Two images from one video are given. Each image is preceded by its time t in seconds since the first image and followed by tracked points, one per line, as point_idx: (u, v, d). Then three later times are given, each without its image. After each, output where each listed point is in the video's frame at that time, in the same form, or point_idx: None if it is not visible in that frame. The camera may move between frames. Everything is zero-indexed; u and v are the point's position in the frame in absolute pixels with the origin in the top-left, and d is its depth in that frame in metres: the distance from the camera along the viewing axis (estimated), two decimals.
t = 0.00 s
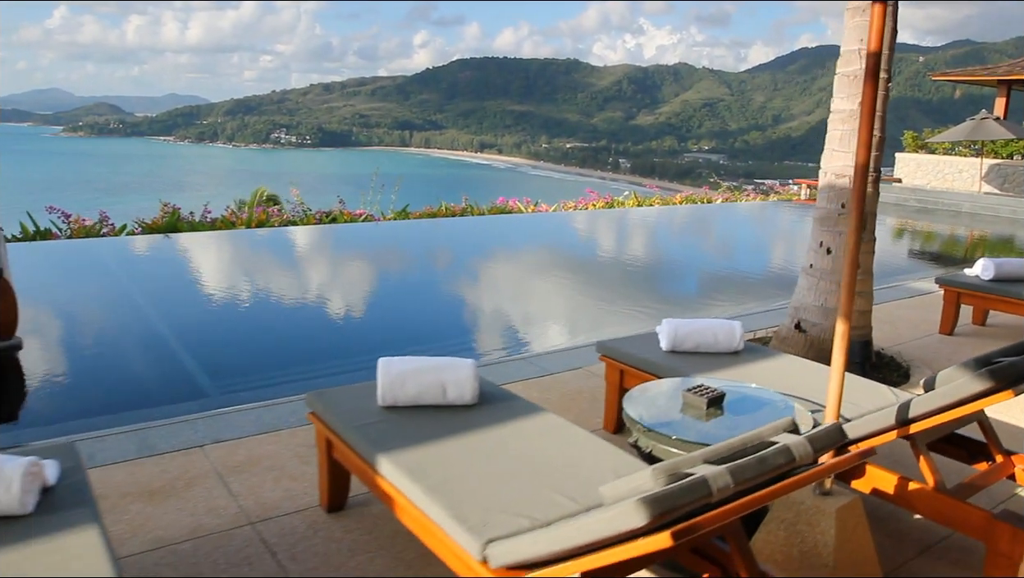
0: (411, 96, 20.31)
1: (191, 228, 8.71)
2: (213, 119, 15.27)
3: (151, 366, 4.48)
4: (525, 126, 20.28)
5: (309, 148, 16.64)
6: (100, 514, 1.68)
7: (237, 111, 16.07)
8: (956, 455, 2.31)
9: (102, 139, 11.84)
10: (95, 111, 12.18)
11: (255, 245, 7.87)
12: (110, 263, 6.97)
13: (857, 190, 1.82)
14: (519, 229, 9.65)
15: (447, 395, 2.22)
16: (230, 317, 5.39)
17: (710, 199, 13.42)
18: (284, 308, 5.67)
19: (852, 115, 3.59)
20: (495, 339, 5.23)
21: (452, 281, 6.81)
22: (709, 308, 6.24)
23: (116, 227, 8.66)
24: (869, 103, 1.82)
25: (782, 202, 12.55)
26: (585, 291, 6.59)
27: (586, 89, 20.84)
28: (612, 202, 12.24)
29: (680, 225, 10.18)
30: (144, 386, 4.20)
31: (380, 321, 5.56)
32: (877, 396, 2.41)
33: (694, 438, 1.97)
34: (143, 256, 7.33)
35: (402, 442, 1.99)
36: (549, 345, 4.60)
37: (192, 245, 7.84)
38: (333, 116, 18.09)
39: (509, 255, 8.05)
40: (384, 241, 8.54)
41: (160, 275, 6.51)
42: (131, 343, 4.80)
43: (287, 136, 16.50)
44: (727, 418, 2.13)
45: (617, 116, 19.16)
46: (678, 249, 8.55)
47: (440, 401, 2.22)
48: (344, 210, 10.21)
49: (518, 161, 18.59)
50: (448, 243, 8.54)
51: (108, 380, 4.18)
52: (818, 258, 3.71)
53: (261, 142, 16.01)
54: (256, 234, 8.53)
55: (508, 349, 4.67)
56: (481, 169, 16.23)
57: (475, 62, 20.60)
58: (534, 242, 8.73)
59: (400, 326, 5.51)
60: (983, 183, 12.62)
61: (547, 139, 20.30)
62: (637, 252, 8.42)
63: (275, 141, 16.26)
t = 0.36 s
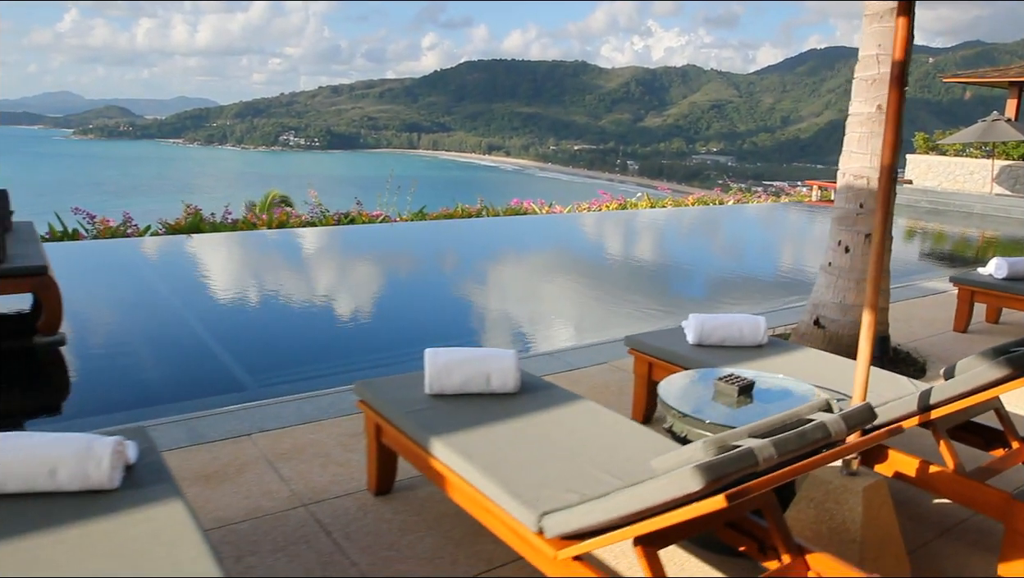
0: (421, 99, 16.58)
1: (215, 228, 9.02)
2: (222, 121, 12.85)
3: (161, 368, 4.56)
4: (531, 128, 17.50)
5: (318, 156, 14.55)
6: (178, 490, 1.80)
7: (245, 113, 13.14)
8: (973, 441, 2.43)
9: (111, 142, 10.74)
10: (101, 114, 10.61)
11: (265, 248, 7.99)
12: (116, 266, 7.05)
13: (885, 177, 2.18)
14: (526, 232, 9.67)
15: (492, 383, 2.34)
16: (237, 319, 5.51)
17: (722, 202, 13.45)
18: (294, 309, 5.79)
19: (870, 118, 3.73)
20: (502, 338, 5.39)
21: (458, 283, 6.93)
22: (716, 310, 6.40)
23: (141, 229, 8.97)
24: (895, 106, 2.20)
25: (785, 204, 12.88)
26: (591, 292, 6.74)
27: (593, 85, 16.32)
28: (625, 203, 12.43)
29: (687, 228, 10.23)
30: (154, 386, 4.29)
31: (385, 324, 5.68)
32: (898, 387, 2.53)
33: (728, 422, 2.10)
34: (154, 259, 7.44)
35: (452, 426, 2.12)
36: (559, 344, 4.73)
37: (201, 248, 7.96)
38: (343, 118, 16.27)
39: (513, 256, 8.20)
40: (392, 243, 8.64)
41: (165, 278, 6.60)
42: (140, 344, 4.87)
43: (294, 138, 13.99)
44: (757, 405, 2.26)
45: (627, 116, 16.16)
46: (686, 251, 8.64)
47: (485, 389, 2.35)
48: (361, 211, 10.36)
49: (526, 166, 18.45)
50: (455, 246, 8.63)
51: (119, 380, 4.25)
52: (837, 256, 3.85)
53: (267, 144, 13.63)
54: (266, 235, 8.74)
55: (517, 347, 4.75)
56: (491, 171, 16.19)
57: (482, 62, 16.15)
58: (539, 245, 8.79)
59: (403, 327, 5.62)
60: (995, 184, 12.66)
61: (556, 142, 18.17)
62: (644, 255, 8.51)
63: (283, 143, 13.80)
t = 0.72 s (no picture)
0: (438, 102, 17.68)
1: (246, 232, 9.30)
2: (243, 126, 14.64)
3: (181, 367, 4.54)
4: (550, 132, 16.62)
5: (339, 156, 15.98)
6: (254, 470, 1.95)
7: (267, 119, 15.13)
8: (997, 432, 2.53)
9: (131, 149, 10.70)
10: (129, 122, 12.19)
11: (284, 253, 8.07)
12: (134, 272, 7.06)
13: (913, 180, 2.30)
14: (546, 235, 9.77)
15: (537, 375, 2.48)
16: (255, 322, 5.52)
17: (744, 205, 13.49)
18: (313, 313, 5.81)
19: (895, 122, 3.84)
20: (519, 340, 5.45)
21: (478, 288, 7.01)
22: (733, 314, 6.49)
23: (174, 233, 9.15)
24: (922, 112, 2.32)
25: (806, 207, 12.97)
26: (611, 297, 6.79)
27: (611, 90, 16.46)
28: (647, 207, 12.57)
29: (707, 232, 10.25)
30: (175, 385, 4.27)
31: (403, 327, 5.66)
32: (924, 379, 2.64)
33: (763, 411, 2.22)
34: (174, 264, 7.48)
35: (500, 414, 2.25)
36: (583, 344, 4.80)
37: (220, 253, 8.04)
38: (361, 122, 16.84)
39: (533, 260, 8.29)
40: (412, 249, 8.63)
41: (182, 285, 6.60)
42: (159, 343, 4.86)
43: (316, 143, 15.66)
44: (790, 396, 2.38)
45: (646, 119, 16.58)
46: (706, 255, 8.71)
47: (530, 380, 2.48)
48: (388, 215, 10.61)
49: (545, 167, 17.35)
50: (472, 250, 8.72)
51: (139, 379, 4.23)
52: (863, 257, 3.96)
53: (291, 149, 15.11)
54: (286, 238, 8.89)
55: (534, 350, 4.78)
56: (511, 175, 16.20)
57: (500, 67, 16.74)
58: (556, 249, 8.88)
59: (419, 329, 5.63)
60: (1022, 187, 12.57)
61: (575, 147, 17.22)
62: (663, 259, 8.57)
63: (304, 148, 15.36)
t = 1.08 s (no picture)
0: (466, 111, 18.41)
1: (285, 238, 9.60)
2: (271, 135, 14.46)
3: (208, 372, 4.56)
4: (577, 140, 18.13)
5: (366, 166, 15.74)
6: (327, 456, 2.09)
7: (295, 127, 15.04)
8: None
9: (169, 157, 10.89)
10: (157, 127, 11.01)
11: (311, 260, 8.09)
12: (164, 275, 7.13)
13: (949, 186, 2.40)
14: (572, 242, 9.81)
15: (586, 371, 2.60)
16: (285, 326, 5.57)
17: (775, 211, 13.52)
18: (339, 319, 5.78)
19: (929, 128, 3.91)
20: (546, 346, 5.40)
21: (505, 293, 6.99)
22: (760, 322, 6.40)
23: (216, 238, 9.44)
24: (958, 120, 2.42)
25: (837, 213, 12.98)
26: (638, 305, 6.72)
27: (636, 98, 18.76)
28: (678, 214, 12.69)
29: (733, 239, 10.26)
30: (205, 388, 4.31)
31: (425, 337, 5.54)
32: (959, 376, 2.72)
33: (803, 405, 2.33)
34: (201, 269, 7.50)
35: (553, 407, 2.38)
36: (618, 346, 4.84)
37: (250, 259, 8.13)
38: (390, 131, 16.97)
39: (560, 266, 8.28)
40: (439, 255, 8.71)
41: (209, 289, 6.64)
42: (190, 345, 4.91)
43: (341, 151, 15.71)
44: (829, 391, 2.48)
45: (673, 127, 18.43)
46: (732, 262, 8.72)
47: (579, 376, 2.60)
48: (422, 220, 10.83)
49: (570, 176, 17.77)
50: (498, 255, 8.77)
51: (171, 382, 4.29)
52: (897, 260, 4.05)
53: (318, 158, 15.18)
54: (313, 245, 9.03)
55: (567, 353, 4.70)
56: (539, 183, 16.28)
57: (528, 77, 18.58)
58: (584, 255, 8.92)
59: (446, 337, 5.60)
60: None
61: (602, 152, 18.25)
62: (689, 265, 8.57)
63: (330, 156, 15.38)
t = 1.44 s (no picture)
0: (496, 117, 19.09)
1: (327, 242, 9.58)
2: (307, 141, 16.18)
3: (242, 373, 4.59)
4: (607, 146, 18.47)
5: (398, 173, 16.00)
6: (399, 442, 2.23)
7: (328, 134, 16.76)
8: None
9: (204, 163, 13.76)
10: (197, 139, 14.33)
11: (342, 265, 8.01)
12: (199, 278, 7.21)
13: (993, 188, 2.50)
14: (604, 248, 9.82)
15: (636, 367, 2.73)
16: (316, 329, 5.54)
17: (809, 216, 13.51)
18: (369, 324, 5.71)
19: (971, 134, 3.98)
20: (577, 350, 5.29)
21: (534, 299, 6.76)
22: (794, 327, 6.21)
23: (261, 242, 9.66)
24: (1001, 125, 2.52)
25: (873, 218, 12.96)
26: (669, 311, 6.47)
27: (668, 103, 18.78)
28: (713, 219, 12.72)
29: (766, 247, 10.18)
30: (236, 386, 4.33)
31: (445, 344, 5.32)
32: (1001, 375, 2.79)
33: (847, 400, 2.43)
34: (234, 273, 7.49)
35: (606, 401, 2.50)
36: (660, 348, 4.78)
37: (281, 262, 8.19)
38: (420, 136, 17.71)
39: (589, 275, 7.94)
40: (470, 260, 8.59)
41: (243, 292, 6.63)
42: (225, 347, 4.97)
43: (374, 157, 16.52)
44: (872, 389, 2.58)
45: (705, 132, 18.28)
46: (765, 269, 8.68)
47: (630, 372, 2.73)
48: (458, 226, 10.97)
49: (601, 181, 17.43)
50: (528, 262, 8.61)
51: (207, 381, 4.34)
52: (938, 264, 4.11)
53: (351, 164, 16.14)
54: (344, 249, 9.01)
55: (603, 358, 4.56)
56: (570, 190, 16.38)
57: (559, 83, 19.38)
58: (617, 262, 8.73)
59: (475, 341, 5.49)
60: None
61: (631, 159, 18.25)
62: (721, 273, 8.46)
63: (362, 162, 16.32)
